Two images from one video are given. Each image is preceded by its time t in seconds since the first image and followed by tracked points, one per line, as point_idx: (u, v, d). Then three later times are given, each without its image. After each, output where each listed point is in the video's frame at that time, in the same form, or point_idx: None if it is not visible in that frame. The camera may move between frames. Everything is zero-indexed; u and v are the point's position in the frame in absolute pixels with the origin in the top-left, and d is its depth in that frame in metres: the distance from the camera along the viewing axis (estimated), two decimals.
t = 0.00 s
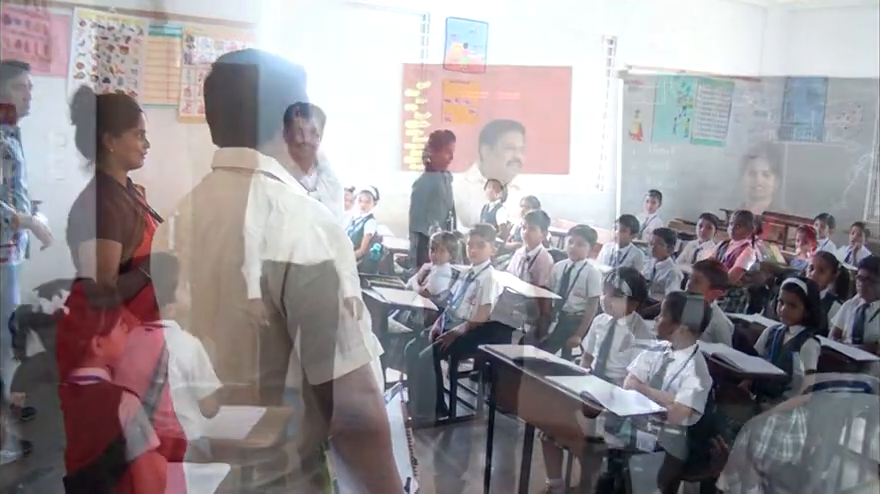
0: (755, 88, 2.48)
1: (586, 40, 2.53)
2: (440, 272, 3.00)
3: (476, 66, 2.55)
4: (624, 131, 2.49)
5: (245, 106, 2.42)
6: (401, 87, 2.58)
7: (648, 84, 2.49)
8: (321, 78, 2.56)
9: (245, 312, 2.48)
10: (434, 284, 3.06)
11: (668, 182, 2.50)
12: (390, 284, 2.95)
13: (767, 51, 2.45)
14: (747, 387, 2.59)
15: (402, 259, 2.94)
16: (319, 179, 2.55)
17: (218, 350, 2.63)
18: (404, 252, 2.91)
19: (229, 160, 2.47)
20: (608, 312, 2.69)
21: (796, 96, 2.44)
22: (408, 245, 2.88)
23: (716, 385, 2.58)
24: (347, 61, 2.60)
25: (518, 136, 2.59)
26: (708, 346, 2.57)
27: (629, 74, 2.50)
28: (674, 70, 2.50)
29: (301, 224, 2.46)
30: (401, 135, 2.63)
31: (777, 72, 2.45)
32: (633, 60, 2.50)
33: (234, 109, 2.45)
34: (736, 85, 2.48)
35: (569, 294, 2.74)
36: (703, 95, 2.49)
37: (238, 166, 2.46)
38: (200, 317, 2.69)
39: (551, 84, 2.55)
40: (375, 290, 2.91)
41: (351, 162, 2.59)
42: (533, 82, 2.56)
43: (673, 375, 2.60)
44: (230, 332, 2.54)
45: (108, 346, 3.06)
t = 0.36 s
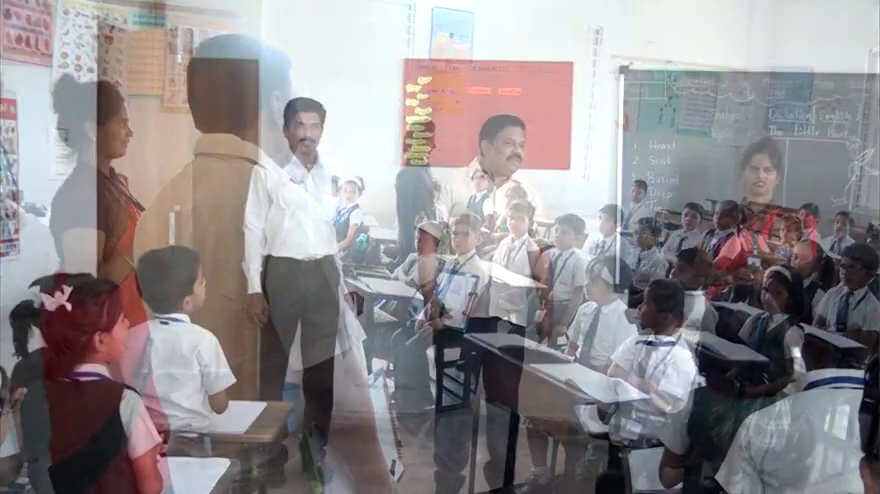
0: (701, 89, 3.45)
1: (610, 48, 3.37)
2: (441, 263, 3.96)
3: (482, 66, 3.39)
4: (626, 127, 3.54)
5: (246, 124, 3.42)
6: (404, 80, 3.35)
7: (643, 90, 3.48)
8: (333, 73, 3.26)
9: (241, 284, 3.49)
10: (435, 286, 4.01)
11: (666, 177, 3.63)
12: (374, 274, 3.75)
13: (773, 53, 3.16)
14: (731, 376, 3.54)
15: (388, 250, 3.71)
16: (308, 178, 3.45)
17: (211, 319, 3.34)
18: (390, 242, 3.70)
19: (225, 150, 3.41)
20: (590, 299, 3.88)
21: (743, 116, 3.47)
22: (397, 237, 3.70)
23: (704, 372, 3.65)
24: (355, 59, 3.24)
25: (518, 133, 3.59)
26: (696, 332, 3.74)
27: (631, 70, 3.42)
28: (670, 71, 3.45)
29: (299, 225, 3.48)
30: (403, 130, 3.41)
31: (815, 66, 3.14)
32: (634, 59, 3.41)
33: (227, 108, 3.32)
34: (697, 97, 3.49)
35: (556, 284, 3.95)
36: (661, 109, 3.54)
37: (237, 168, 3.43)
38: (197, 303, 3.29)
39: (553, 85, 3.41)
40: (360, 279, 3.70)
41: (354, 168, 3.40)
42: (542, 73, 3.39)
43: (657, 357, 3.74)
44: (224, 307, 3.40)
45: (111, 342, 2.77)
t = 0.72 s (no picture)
0: (682, 86, 3.83)
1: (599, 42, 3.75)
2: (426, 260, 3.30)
3: (470, 62, 3.66)
4: (610, 126, 3.89)
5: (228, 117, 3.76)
6: (389, 77, 3.74)
7: (629, 87, 3.84)
8: (320, 66, 3.73)
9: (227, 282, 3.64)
10: (416, 278, 3.32)
11: (653, 173, 3.89)
12: (373, 268, 3.82)
13: (733, 58, 3.76)
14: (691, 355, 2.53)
15: (385, 243, 3.80)
16: (292, 173, 3.55)
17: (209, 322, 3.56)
18: (384, 235, 3.80)
19: (210, 154, 3.72)
20: (588, 289, 3.84)
21: (723, 115, 3.83)
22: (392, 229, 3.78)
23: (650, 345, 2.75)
24: (347, 57, 3.72)
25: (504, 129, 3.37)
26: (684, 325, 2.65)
27: (616, 66, 3.81)
28: (657, 68, 3.84)
29: (285, 221, 3.50)
30: (389, 125, 3.76)
31: (777, 72, 3.73)
32: (620, 57, 3.81)
33: (211, 103, 3.75)
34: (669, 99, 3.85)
35: (556, 275, 3.83)
36: (636, 113, 3.88)
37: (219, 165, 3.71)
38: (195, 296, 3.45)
39: (539, 83, 3.72)
40: (356, 270, 3.82)
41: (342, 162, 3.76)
42: (527, 71, 3.71)
43: (643, 361, 2.71)
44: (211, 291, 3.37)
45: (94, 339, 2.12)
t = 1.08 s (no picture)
0: (651, 83, 3.76)
1: (567, 40, 3.79)
2: (402, 255, 3.22)
3: (435, 59, 3.78)
4: (577, 124, 3.79)
5: (197, 114, 3.74)
6: (357, 73, 3.81)
7: (597, 84, 3.77)
8: (290, 64, 3.81)
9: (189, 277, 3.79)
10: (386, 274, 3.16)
11: (620, 170, 3.79)
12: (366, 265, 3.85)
13: (703, 56, 3.77)
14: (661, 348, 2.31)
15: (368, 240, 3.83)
16: (260, 168, 3.50)
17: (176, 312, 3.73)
18: (357, 234, 3.87)
19: (177, 149, 3.73)
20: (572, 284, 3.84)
21: (692, 114, 3.76)
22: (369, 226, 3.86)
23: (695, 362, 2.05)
24: (316, 57, 3.82)
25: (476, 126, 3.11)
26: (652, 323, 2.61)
27: (584, 63, 3.77)
28: (626, 65, 3.76)
29: (253, 218, 3.46)
30: (358, 122, 3.83)
31: (745, 68, 3.75)
32: (589, 55, 3.78)
33: (178, 98, 3.72)
34: (632, 97, 3.76)
35: (544, 273, 3.86)
36: (603, 110, 3.78)
37: (188, 160, 3.73)
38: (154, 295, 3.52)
39: (505, 78, 3.79)
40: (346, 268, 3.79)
41: (313, 160, 3.85)
42: (494, 68, 3.79)
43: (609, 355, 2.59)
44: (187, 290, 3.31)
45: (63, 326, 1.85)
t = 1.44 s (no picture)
0: (628, 82, 3.77)
1: (544, 38, 3.80)
2: (381, 253, 3.22)
3: (412, 57, 3.79)
4: (555, 123, 3.80)
5: (173, 114, 3.71)
6: (335, 71, 3.81)
7: (574, 83, 3.78)
8: (267, 62, 3.81)
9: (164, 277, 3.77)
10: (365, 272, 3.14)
11: (597, 168, 3.80)
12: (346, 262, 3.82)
13: (679, 54, 3.79)
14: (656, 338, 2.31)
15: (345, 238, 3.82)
16: (238, 167, 3.49)
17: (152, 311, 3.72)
18: (334, 232, 3.87)
19: (153, 149, 3.71)
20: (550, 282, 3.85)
21: (668, 112, 3.77)
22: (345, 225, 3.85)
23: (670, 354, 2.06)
24: (293, 55, 3.81)
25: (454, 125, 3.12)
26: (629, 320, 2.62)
27: (561, 61, 3.78)
28: (602, 63, 3.77)
29: (230, 216, 3.45)
30: (335, 120, 3.82)
31: (721, 67, 3.76)
32: (566, 53, 3.80)
33: (155, 98, 3.70)
34: (609, 95, 3.78)
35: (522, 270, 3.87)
36: (580, 109, 3.79)
37: (164, 159, 3.71)
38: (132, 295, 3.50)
39: (482, 76, 3.80)
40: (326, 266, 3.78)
41: (289, 158, 3.84)
42: (471, 67, 3.79)
43: (585, 351, 2.58)
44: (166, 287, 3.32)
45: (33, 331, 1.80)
